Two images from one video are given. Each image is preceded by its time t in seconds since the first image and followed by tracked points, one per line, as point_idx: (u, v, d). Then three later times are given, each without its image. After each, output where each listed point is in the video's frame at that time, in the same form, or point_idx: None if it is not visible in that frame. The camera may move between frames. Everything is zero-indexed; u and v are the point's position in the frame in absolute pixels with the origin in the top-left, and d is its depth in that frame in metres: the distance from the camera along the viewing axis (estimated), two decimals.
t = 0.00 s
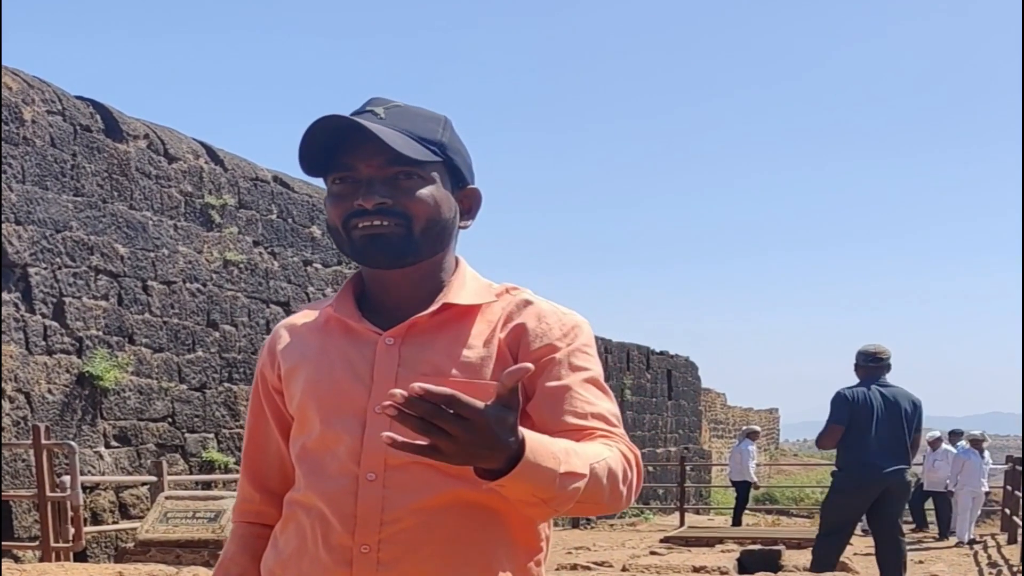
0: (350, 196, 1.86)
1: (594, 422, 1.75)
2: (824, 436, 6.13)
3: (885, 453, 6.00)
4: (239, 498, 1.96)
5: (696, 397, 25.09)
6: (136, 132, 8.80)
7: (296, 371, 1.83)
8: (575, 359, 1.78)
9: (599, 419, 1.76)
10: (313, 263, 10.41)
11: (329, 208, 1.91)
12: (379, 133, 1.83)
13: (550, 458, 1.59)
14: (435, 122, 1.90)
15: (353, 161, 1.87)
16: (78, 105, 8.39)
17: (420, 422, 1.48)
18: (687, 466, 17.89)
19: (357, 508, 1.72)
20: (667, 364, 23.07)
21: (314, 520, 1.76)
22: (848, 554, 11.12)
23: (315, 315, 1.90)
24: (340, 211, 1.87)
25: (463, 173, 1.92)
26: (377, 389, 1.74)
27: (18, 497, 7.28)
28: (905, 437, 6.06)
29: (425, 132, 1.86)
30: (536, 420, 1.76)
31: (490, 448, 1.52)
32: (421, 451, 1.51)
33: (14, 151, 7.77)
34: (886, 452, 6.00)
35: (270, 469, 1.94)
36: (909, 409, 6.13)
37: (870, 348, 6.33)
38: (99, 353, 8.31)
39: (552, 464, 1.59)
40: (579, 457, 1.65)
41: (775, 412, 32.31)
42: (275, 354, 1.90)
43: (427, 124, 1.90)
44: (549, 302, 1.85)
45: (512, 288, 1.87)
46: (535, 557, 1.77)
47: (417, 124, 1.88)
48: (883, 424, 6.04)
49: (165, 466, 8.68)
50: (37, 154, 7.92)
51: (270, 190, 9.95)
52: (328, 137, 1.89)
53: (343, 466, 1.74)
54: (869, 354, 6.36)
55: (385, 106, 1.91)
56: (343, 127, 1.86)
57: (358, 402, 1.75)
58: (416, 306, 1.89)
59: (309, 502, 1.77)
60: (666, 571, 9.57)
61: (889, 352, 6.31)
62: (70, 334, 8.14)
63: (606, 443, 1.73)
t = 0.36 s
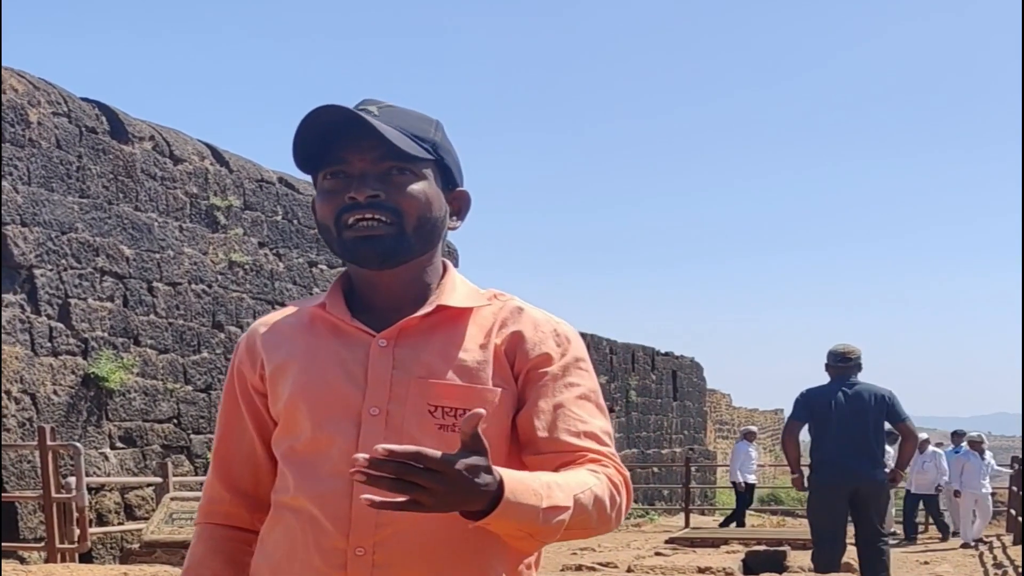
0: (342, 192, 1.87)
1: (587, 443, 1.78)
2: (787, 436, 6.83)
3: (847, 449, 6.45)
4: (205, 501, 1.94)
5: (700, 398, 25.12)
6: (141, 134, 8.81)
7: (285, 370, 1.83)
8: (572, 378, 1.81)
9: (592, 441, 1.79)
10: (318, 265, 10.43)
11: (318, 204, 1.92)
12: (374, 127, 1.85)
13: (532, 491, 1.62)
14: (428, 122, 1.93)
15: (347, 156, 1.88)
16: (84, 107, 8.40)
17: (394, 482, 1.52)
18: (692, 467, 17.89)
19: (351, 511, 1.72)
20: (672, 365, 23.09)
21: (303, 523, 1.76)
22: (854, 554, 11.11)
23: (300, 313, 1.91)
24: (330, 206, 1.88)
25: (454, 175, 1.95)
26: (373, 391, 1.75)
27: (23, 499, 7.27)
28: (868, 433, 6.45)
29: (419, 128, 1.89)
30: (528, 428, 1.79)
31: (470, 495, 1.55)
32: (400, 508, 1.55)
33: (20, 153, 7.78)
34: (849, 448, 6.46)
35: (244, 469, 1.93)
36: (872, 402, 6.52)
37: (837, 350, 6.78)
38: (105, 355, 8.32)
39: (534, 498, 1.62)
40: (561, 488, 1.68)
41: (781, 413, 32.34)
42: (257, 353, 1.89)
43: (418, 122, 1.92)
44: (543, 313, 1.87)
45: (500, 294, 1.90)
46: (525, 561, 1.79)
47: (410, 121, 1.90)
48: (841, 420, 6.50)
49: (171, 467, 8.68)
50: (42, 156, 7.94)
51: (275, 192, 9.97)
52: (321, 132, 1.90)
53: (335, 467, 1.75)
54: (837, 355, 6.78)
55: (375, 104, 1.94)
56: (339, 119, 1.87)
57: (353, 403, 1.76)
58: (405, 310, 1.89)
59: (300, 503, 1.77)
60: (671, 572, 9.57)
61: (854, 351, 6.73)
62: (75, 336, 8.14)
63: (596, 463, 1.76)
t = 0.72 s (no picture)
0: (347, 194, 1.88)
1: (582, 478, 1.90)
2: (797, 435, 6.82)
3: (857, 449, 6.45)
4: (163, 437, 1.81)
5: (707, 397, 25.08)
6: (148, 134, 8.83)
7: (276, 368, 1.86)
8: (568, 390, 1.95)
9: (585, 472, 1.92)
10: (323, 265, 10.44)
11: (318, 205, 1.92)
12: (381, 132, 1.85)
13: None
14: (429, 126, 1.94)
15: (351, 159, 1.88)
16: (91, 107, 8.41)
17: None
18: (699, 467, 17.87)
19: (349, 509, 1.77)
20: (678, 365, 23.07)
21: (299, 519, 1.79)
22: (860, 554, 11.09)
23: (292, 310, 1.95)
24: (333, 209, 1.89)
25: (454, 179, 1.97)
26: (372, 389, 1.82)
27: (30, 498, 7.28)
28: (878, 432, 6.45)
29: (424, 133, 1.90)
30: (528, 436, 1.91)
31: None
32: None
33: (27, 153, 7.80)
34: (856, 450, 6.46)
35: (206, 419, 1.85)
36: (883, 402, 6.49)
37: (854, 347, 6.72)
38: (111, 355, 8.33)
39: None
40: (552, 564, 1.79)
41: (787, 412, 32.31)
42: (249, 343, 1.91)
43: (421, 125, 1.93)
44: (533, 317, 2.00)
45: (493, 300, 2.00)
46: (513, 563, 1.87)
47: (414, 125, 1.91)
48: (850, 420, 6.49)
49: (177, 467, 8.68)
50: (49, 156, 7.95)
51: (282, 191, 9.97)
52: (325, 134, 1.89)
53: (332, 464, 1.79)
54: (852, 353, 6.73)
55: (378, 105, 1.94)
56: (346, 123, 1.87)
57: (352, 400, 1.82)
58: (403, 309, 1.95)
59: (294, 502, 1.80)
60: (677, 571, 9.57)
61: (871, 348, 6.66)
62: (82, 336, 8.16)
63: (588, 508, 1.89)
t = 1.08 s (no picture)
0: (338, 198, 1.88)
1: (571, 493, 2.08)
2: (819, 439, 6.81)
3: (874, 453, 6.48)
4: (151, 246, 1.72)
5: (710, 398, 25.09)
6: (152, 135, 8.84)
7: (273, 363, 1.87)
8: (558, 403, 2.06)
9: (572, 486, 2.09)
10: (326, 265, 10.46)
11: (308, 208, 1.92)
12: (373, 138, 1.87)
13: None
14: (418, 130, 1.97)
15: (342, 164, 1.89)
16: (95, 109, 8.43)
17: None
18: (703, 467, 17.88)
19: (349, 508, 1.77)
20: (682, 365, 23.08)
21: (300, 514, 1.80)
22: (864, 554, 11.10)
23: (288, 308, 1.95)
24: (324, 212, 1.89)
25: (442, 183, 2.00)
26: (371, 388, 1.83)
27: (34, 499, 7.29)
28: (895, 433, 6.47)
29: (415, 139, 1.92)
30: (525, 447, 2.01)
31: None
32: None
33: (31, 155, 7.81)
34: (873, 452, 6.51)
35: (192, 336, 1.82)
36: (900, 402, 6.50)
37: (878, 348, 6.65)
38: (116, 356, 8.35)
39: None
40: None
41: (791, 412, 32.32)
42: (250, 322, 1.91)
43: (410, 129, 1.96)
44: (522, 322, 2.07)
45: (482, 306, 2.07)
46: (509, 561, 1.93)
47: (403, 130, 1.93)
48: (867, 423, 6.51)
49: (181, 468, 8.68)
50: (53, 157, 7.97)
51: (285, 192, 9.99)
52: (317, 136, 1.90)
53: (332, 460, 1.79)
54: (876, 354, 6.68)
55: (366, 108, 1.95)
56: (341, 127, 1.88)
57: (351, 400, 1.82)
58: (392, 312, 1.96)
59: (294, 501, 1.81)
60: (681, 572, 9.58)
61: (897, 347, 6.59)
62: (86, 336, 8.19)
63: (576, 521, 2.07)
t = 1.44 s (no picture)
0: (334, 203, 1.90)
1: (564, 496, 2.09)
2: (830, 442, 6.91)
3: (885, 455, 6.62)
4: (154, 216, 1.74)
5: (711, 400, 25.12)
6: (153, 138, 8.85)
7: (270, 364, 1.89)
8: (550, 406, 2.08)
9: (566, 489, 2.10)
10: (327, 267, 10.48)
11: (303, 211, 1.94)
12: (369, 143, 1.88)
13: None
14: (414, 133, 1.98)
15: (337, 168, 1.91)
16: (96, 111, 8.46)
17: None
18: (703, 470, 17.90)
19: (347, 510, 1.79)
20: (683, 367, 23.12)
21: (299, 514, 1.82)
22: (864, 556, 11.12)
23: (286, 308, 1.96)
24: (320, 217, 1.90)
25: (438, 186, 2.01)
26: (368, 391, 1.84)
27: (34, 501, 7.32)
28: (906, 434, 6.61)
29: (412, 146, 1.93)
30: (519, 449, 2.03)
31: None
32: None
33: (31, 157, 7.84)
34: (887, 454, 6.63)
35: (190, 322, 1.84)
36: (913, 405, 6.62)
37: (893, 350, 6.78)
38: (117, 358, 8.37)
39: None
40: None
41: (791, 414, 32.35)
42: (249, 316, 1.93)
43: (407, 133, 1.97)
44: (516, 325, 2.09)
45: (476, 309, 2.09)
46: (506, 563, 1.96)
47: (400, 135, 1.94)
48: (880, 426, 6.63)
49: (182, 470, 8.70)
50: (54, 160, 7.99)
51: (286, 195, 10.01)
52: (314, 142, 1.91)
53: (330, 462, 1.80)
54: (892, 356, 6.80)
55: (363, 112, 1.96)
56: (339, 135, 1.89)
57: (348, 403, 1.84)
58: (388, 316, 1.98)
59: (292, 502, 1.82)
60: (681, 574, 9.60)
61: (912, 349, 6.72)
62: (86, 339, 8.21)
63: (567, 524, 2.09)
